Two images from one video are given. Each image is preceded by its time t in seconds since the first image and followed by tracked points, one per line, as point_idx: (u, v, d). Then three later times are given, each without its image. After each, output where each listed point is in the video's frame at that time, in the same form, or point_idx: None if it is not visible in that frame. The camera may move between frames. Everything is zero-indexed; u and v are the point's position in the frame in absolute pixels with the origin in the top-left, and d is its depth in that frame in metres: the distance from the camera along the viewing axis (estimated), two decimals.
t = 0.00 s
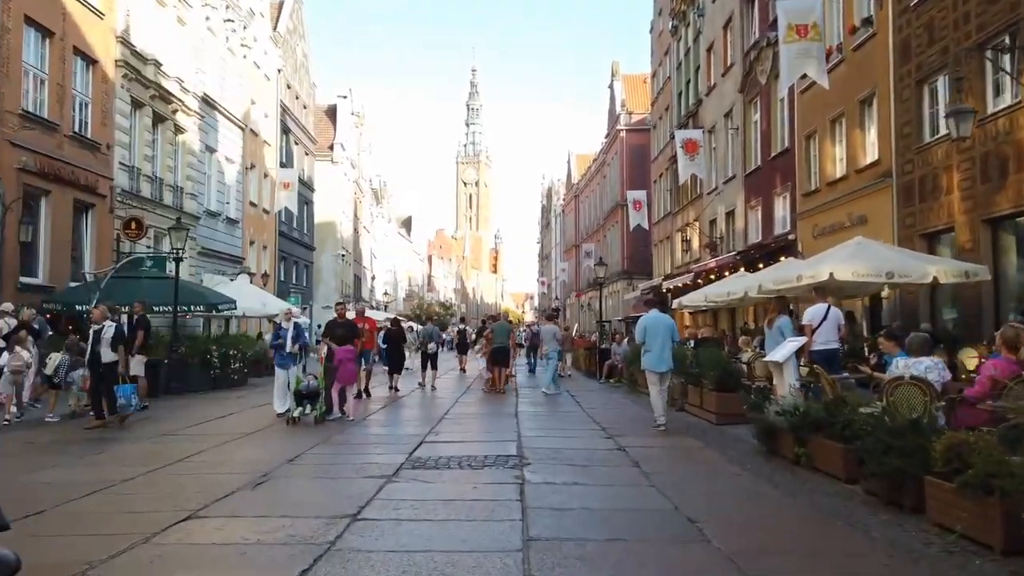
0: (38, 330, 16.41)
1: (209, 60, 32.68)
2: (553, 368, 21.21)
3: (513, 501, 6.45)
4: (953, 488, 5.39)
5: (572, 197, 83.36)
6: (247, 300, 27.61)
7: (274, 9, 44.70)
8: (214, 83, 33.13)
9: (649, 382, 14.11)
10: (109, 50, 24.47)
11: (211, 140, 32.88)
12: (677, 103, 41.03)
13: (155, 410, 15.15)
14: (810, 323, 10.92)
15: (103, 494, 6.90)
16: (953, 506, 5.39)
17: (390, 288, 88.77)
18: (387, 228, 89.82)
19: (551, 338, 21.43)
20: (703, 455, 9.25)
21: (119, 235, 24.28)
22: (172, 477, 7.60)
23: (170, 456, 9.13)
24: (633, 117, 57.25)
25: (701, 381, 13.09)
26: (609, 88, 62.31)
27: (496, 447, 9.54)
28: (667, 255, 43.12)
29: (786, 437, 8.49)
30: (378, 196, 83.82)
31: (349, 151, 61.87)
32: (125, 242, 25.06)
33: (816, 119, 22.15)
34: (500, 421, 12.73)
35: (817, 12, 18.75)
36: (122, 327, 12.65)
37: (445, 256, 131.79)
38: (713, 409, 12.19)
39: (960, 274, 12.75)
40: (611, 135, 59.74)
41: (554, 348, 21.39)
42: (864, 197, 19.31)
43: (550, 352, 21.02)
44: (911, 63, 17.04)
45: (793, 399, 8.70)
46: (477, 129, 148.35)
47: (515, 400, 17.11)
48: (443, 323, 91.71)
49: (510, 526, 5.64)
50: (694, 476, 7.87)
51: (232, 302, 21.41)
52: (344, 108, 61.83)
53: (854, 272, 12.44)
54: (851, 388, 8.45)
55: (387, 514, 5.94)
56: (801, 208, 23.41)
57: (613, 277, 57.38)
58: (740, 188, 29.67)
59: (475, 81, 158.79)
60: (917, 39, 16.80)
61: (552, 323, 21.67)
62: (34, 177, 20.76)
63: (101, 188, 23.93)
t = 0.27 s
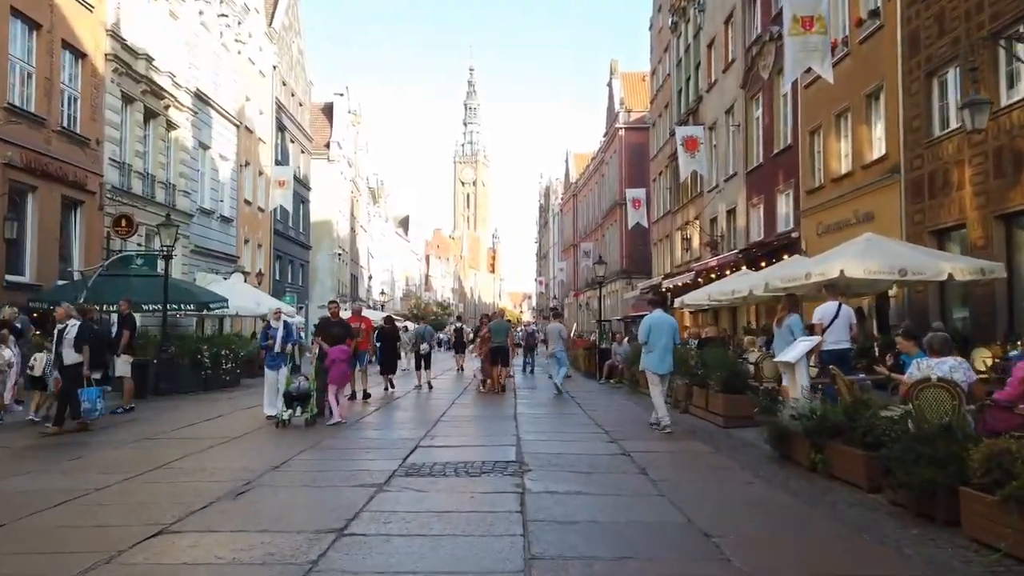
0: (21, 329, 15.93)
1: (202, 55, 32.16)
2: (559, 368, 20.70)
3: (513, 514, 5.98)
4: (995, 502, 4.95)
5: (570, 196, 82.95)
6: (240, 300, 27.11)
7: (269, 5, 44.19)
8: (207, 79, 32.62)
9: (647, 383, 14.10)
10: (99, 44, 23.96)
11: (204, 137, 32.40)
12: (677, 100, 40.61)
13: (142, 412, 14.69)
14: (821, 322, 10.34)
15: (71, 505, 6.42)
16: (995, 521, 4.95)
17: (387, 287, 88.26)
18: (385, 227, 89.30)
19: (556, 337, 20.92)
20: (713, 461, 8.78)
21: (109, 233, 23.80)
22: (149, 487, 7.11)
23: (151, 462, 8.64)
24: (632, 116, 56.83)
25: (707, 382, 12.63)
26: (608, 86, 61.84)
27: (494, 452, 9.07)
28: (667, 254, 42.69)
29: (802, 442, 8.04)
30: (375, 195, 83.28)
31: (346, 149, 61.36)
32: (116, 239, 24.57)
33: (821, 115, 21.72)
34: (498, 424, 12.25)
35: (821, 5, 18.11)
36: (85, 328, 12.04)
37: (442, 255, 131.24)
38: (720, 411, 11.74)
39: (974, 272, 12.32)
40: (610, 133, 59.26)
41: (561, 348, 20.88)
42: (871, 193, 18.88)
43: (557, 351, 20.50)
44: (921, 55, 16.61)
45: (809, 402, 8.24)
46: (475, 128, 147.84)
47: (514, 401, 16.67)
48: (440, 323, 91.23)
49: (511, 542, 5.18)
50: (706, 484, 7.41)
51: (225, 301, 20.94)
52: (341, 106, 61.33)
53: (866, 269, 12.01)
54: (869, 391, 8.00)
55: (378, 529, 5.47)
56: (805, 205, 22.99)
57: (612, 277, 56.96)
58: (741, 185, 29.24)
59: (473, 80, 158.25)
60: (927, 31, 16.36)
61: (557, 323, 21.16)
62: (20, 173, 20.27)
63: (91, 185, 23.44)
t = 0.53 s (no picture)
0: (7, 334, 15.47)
1: (197, 56, 31.74)
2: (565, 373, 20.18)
3: (517, 538, 5.53)
4: None
5: (569, 199, 82.62)
6: (235, 303, 26.64)
7: (266, 5, 43.78)
8: (202, 79, 32.20)
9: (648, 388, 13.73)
10: (90, 42, 23.51)
11: (199, 138, 31.96)
12: (677, 101, 40.24)
13: (130, 419, 14.22)
14: (832, 328, 9.75)
15: (39, 527, 5.96)
16: None
17: (385, 290, 87.77)
18: (383, 230, 88.85)
19: (564, 343, 20.40)
20: (725, 474, 8.36)
21: (101, 233, 23.36)
22: (128, 505, 6.68)
23: (134, 476, 8.21)
24: (631, 117, 56.46)
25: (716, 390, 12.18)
26: (607, 88, 61.43)
27: (495, 465, 8.62)
28: (667, 257, 42.26)
29: (821, 456, 7.61)
30: (373, 197, 82.89)
31: (343, 151, 60.92)
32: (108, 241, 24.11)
33: (826, 115, 21.33)
34: (498, 433, 11.80)
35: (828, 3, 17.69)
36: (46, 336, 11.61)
37: (441, 258, 130.75)
38: (730, 420, 11.30)
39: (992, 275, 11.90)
40: (609, 135, 58.82)
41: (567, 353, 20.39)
42: (878, 195, 18.50)
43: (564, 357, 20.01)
44: (931, 53, 16.21)
45: (827, 413, 7.80)
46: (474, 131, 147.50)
47: (514, 408, 16.22)
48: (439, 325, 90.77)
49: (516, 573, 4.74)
50: (721, 502, 6.99)
51: (218, 305, 20.48)
52: (339, 107, 60.90)
53: (880, 272, 11.58)
54: (893, 402, 7.56)
55: (371, 557, 5.03)
56: (810, 207, 22.59)
57: (611, 280, 56.57)
58: (744, 187, 28.84)
59: (472, 82, 157.89)
60: (938, 29, 15.97)
61: (565, 327, 20.65)
62: (8, 173, 19.81)
63: (82, 186, 23.00)
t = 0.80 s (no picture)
0: None
1: (196, 54, 31.36)
2: (578, 375, 19.68)
3: (528, 556, 5.11)
4: None
5: (572, 200, 82.16)
6: (233, 304, 26.21)
7: (266, 4, 43.40)
8: (201, 78, 31.81)
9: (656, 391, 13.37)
10: (87, 39, 23.12)
11: (199, 137, 31.58)
12: (682, 101, 39.80)
13: (123, 423, 13.79)
14: (850, 330, 9.27)
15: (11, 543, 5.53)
16: None
17: (386, 292, 87.34)
18: (384, 231, 88.44)
19: (576, 344, 19.95)
20: (744, 483, 7.92)
21: (97, 232, 22.95)
22: (111, 517, 6.26)
23: (121, 484, 7.78)
24: (635, 118, 55.98)
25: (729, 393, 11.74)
26: (610, 88, 60.97)
27: (502, 474, 8.18)
28: (671, 258, 41.80)
29: (848, 465, 7.17)
30: (374, 199, 82.51)
31: (345, 152, 60.52)
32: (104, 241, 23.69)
33: (836, 112, 20.92)
34: (504, 438, 11.37)
35: None
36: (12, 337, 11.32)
37: (443, 260, 130.30)
38: (744, 425, 10.85)
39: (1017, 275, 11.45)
40: (612, 136, 58.33)
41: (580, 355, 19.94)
42: (891, 193, 18.08)
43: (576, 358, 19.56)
44: (947, 48, 15.80)
45: (853, 419, 7.36)
46: (476, 132, 147.08)
47: (518, 412, 15.78)
48: (440, 328, 90.33)
49: None
50: (744, 514, 6.55)
51: (216, 306, 20.05)
52: (340, 107, 60.53)
53: (901, 272, 11.15)
54: (925, 409, 7.11)
55: None
56: (819, 206, 22.14)
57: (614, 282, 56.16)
58: (750, 187, 28.40)
59: (473, 83, 157.52)
60: (954, 22, 15.55)
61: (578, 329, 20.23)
62: (2, 171, 19.41)
63: (78, 184, 22.59)
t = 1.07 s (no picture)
0: None
1: (195, 51, 30.97)
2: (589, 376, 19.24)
3: None
4: None
5: (574, 201, 81.67)
6: (232, 305, 25.80)
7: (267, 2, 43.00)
8: (201, 76, 31.42)
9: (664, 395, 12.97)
10: (83, 35, 22.72)
11: (198, 135, 31.18)
12: (686, 100, 39.34)
13: (115, 428, 13.37)
14: (877, 333, 8.85)
15: None
16: None
17: (388, 293, 86.95)
18: (385, 232, 88.01)
19: (587, 345, 19.58)
20: (763, 495, 7.48)
21: (93, 231, 22.56)
22: (90, 535, 5.83)
23: (104, 496, 7.35)
24: (638, 117, 55.49)
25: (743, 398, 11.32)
26: (613, 88, 60.52)
27: (509, 484, 7.77)
28: (676, 259, 41.36)
29: (876, 477, 6.74)
30: (375, 199, 82.11)
31: (345, 152, 60.11)
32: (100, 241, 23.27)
33: (847, 109, 20.52)
34: (509, 444, 10.94)
35: None
36: None
37: (444, 261, 129.89)
38: (759, 431, 10.44)
39: None
40: (615, 136, 57.87)
41: (591, 355, 19.59)
42: (904, 192, 17.67)
43: (586, 359, 19.17)
44: (965, 42, 15.37)
45: (882, 428, 6.93)
46: (477, 133, 146.68)
47: (522, 416, 15.35)
48: (442, 329, 89.87)
49: None
50: (767, 530, 6.11)
51: (214, 306, 19.63)
52: (341, 107, 60.14)
53: (922, 272, 10.71)
54: (961, 418, 6.68)
55: None
56: (829, 205, 21.72)
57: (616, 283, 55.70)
58: (757, 186, 27.96)
59: (475, 84, 157.12)
60: (972, 16, 15.12)
61: (587, 330, 19.96)
62: None
63: (74, 183, 22.20)
